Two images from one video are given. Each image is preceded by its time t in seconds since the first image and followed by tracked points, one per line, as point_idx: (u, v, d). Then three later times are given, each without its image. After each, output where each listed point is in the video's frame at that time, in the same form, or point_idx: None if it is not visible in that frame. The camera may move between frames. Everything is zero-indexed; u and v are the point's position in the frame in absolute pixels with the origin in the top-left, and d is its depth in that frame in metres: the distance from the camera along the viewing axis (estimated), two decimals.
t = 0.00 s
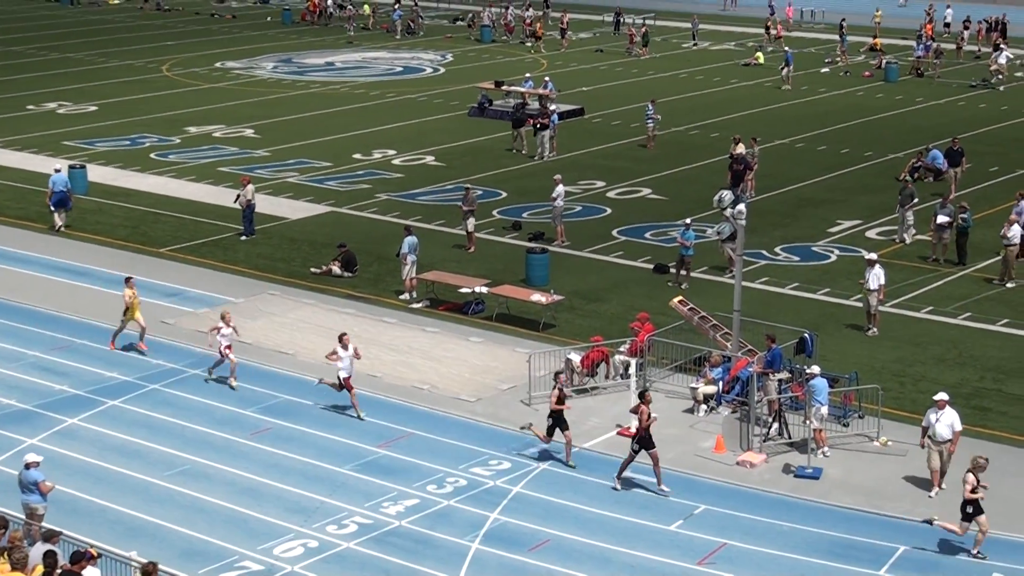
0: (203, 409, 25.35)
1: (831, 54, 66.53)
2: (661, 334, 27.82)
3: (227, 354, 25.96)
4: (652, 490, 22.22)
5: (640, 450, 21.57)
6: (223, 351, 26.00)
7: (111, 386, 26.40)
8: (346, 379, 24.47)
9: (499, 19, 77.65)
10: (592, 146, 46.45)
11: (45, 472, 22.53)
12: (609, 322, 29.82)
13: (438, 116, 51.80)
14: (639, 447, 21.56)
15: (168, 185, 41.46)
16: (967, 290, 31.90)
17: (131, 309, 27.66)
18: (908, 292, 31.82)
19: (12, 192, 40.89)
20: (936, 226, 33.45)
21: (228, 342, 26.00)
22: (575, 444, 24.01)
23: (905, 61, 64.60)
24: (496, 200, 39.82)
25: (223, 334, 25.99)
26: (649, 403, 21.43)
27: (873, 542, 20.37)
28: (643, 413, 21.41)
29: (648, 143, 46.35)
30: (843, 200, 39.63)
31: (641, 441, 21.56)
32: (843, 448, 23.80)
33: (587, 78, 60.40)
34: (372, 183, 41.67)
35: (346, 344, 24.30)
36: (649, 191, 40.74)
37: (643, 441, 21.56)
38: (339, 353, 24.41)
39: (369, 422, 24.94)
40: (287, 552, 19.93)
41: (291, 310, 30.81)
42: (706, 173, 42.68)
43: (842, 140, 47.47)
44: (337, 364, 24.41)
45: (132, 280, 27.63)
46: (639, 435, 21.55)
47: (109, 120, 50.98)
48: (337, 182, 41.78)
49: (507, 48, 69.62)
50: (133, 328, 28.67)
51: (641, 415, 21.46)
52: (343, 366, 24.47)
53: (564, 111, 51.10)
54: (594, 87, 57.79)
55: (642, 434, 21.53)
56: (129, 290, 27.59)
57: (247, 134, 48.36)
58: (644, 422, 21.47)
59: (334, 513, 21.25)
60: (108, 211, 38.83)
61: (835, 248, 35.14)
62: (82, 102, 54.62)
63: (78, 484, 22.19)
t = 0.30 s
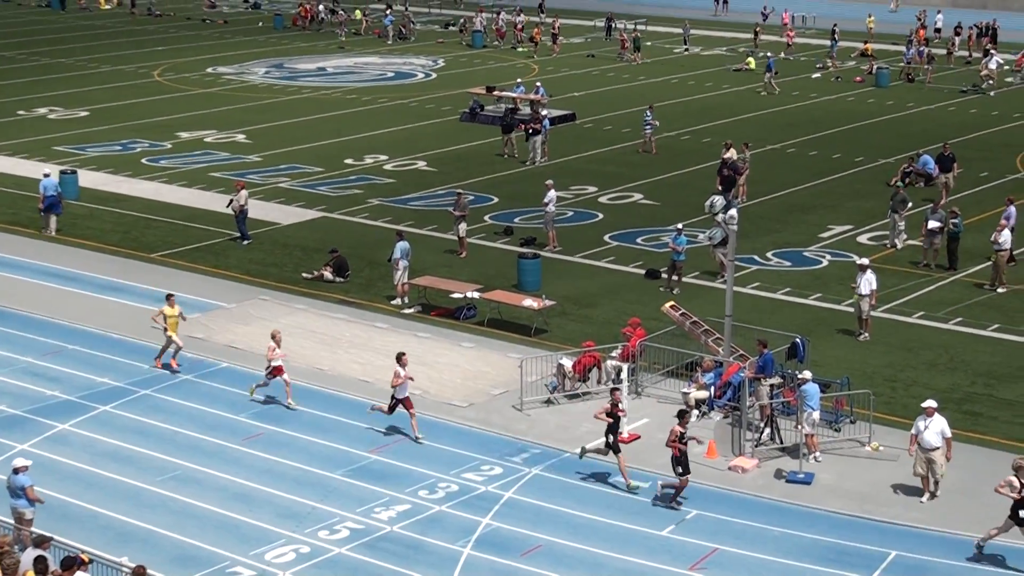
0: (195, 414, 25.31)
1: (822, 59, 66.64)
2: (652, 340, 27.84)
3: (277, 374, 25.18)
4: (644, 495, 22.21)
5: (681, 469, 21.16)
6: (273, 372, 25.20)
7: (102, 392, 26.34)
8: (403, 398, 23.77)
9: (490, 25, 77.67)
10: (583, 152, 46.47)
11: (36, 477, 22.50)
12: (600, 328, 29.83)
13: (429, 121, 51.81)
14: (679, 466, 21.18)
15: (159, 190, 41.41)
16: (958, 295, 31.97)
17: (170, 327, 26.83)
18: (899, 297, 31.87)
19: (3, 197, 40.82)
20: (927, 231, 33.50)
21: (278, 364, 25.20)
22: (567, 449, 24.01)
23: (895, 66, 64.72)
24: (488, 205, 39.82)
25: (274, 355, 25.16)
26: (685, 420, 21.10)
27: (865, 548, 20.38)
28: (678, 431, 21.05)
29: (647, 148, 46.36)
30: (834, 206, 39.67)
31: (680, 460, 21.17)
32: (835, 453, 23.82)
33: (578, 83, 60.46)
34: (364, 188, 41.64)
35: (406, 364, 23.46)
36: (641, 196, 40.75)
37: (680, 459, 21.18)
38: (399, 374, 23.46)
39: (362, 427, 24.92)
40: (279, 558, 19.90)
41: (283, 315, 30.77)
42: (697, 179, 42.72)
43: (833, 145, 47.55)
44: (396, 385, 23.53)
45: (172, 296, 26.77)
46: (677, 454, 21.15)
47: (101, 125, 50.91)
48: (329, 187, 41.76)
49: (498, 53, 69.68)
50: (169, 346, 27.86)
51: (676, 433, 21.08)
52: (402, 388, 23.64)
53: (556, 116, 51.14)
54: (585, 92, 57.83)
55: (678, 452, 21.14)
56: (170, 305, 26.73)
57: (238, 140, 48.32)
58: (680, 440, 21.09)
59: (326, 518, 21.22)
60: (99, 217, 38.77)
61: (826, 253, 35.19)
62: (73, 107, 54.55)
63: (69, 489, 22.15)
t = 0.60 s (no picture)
0: (191, 416, 25.27)
1: (818, 62, 66.73)
2: (648, 342, 27.85)
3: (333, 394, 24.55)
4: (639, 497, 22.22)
5: (720, 479, 21.00)
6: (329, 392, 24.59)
7: (97, 393, 26.29)
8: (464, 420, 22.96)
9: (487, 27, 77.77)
10: (580, 154, 46.49)
11: (30, 479, 22.47)
12: (596, 330, 29.83)
13: (426, 124, 51.79)
14: (719, 475, 21.03)
15: (155, 192, 41.38)
16: (954, 298, 31.99)
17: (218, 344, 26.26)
18: (895, 301, 31.88)
19: None
20: (923, 235, 33.47)
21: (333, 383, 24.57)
22: (563, 451, 24.02)
23: (892, 70, 64.82)
24: (484, 208, 39.80)
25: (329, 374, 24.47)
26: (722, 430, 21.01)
27: (861, 550, 20.39)
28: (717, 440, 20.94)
29: (648, 151, 46.33)
30: (830, 209, 39.68)
31: (719, 468, 21.04)
32: (830, 456, 23.82)
33: (575, 86, 60.43)
34: (360, 190, 41.61)
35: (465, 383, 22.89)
36: (637, 199, 40.75)
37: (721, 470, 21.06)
38: (455, 392, 22.94)
39: (357, 429, 24.90)
40: (274, 559, 19.88)
41: (279, 317, 30.75)
42: (693, 182, 42.72)
43: (830, 149, 47.54)
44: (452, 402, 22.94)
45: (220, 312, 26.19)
46: (716, 462, 21.03)
47: (97, 126, 50.85)
48: (325, 189, 41.75)
49: (495, 55, 69.68)
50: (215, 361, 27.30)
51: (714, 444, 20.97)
52: (460, 407, 22.90)
53: (552, 119, 51.13)
54: (581, 95, 57.78)
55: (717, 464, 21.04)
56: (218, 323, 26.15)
57: (234, 141, 48.27)
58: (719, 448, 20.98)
59: (321, 520, 21.19)
60: (94, 218, 38.73)
61: (822, 256, 35.19)
62: (69, 109, 54.47)
63: (63, 490, 22.12)
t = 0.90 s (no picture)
0: (190, 417, 25.26)
1: (819, 63, 66.74)
2: (647, 343, 27.86)
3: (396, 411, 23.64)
4: (638, 498, 22.22)
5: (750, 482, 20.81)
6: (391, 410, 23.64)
7: (97, 393, 26.29)
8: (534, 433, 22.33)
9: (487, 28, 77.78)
10: (580, 155, 46.49)
11: (28, 479, 22.45)
12: (596, 331, 29.82)
13: (425, 124, 51.79)
14: (747, 479, 20.85)
15: (155, 192, 41.38)
16: (953, 299, 31.99)
17: (269, 354, 25.70)
18: (895, 302, 31.88)
19: None
20: (922, 236, 33.48)
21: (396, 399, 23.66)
22: (562, 452, 24.01)
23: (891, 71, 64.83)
24: (484, 208, 39.79)
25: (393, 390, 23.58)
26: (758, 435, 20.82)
27: (860, 552, 20.38)
28: (750, 444, 20.73)
29: (655, 153, 46.24)
30: (830, 210, 39.70)
31: (750, 472, 20.83)
32: (829, 457, 23.81)
33: (575, 87, 60.44)
34: (359, 191, 41.62)
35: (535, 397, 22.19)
36: (636, 200, 40.75)
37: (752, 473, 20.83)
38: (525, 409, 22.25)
39: (357, 430, 24.91)
40: (273, 560, 19.88)
41: (278, 317, 30.76)
42: (692, 183, 42.72)
43: (830, 150, 47.53)
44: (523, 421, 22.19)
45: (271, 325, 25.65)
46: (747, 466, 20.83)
47: (96, 127, 50.86)
48: (324, 189, 41.75)
49: (494, 56, 69.70)
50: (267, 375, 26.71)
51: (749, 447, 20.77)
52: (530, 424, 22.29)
53: (551, 120, 51.14)
54: (581, 96, 57.78)
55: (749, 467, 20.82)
56: (269, 335, 25.67)
57: (234, 142, 48.28)
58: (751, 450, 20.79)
59: (320, 520, 21.20)
60: (94, 218, 38.74)
61: (822, 258, 35.19)
62: (68, 109, 54.46)
63: (62, 490, 22.12)
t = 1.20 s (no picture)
0: (190, 417, 25.27)
1: (819, 64, 66.76)
2: (647, 344, 27.87)
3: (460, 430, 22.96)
4: (638, 499, 22.23)
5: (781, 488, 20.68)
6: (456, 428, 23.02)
7: (96, 394, 26.31)
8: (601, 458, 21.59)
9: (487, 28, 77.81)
10: (580, 156, 46.50)
11: (28, 479, 22.45)
12: (596, 332, 29.82)
13: (425, 125, 51.79)
14: (781, 485, 20.69)
15: (154, 193, 41.38)
16: (953, 300, 32.00)
17: (325, 370, 24.81)
18: (895, 303, 31.89)
19: None
20: (922, 237, 33.50)
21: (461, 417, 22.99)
22: (561, 452, 24.02)
23: (891, 72, 64.86)
24: (483, 209, 39.81)
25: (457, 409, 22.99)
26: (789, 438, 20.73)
27: (859, 552, 20.40)
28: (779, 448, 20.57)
29: (659, 155, 46.21)
30: (829, 211, 39.74)
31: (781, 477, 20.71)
32: (830, 458, 23.82)
33: (574, 87, 60.47)
34: (359, 191, 41.65)
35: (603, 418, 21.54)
36: (636, 201, 40.76)
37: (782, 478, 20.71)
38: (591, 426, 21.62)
39: (356, 430, 24.91)
40: (273, 561, 19.87)
41: (278, 318, 30.77)
42: (692, 184, 42.73)
43: (830, 151, 47.54)
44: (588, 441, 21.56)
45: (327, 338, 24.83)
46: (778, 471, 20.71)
47: (96, 127, 50.88)
48: (324, 190, 41.75)
49: (494, 57, 69.74)
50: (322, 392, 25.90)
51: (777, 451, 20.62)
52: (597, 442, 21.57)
53: (551, 121, 51.15)
54: (580, 97, 57.81)
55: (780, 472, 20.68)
56: (325, 349, 24.79)
57: (234, 142, 48.28)
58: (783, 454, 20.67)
59: (320, 521, 21.18)
60: (94, 219, 38.76)
61: (822, 259, 35.19)
62: (68, 109, 54.48)
63: (62, 491, 22.12)
